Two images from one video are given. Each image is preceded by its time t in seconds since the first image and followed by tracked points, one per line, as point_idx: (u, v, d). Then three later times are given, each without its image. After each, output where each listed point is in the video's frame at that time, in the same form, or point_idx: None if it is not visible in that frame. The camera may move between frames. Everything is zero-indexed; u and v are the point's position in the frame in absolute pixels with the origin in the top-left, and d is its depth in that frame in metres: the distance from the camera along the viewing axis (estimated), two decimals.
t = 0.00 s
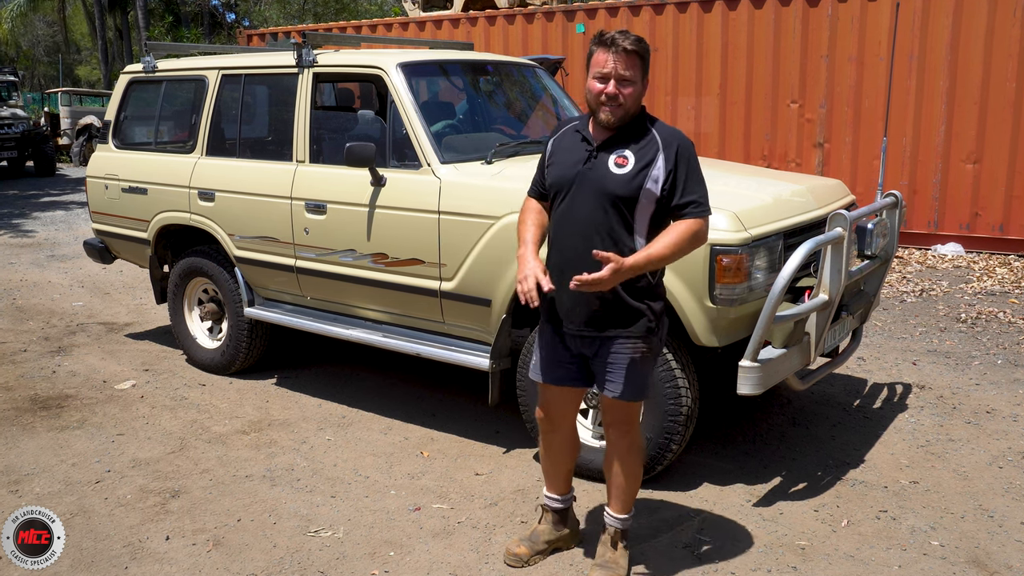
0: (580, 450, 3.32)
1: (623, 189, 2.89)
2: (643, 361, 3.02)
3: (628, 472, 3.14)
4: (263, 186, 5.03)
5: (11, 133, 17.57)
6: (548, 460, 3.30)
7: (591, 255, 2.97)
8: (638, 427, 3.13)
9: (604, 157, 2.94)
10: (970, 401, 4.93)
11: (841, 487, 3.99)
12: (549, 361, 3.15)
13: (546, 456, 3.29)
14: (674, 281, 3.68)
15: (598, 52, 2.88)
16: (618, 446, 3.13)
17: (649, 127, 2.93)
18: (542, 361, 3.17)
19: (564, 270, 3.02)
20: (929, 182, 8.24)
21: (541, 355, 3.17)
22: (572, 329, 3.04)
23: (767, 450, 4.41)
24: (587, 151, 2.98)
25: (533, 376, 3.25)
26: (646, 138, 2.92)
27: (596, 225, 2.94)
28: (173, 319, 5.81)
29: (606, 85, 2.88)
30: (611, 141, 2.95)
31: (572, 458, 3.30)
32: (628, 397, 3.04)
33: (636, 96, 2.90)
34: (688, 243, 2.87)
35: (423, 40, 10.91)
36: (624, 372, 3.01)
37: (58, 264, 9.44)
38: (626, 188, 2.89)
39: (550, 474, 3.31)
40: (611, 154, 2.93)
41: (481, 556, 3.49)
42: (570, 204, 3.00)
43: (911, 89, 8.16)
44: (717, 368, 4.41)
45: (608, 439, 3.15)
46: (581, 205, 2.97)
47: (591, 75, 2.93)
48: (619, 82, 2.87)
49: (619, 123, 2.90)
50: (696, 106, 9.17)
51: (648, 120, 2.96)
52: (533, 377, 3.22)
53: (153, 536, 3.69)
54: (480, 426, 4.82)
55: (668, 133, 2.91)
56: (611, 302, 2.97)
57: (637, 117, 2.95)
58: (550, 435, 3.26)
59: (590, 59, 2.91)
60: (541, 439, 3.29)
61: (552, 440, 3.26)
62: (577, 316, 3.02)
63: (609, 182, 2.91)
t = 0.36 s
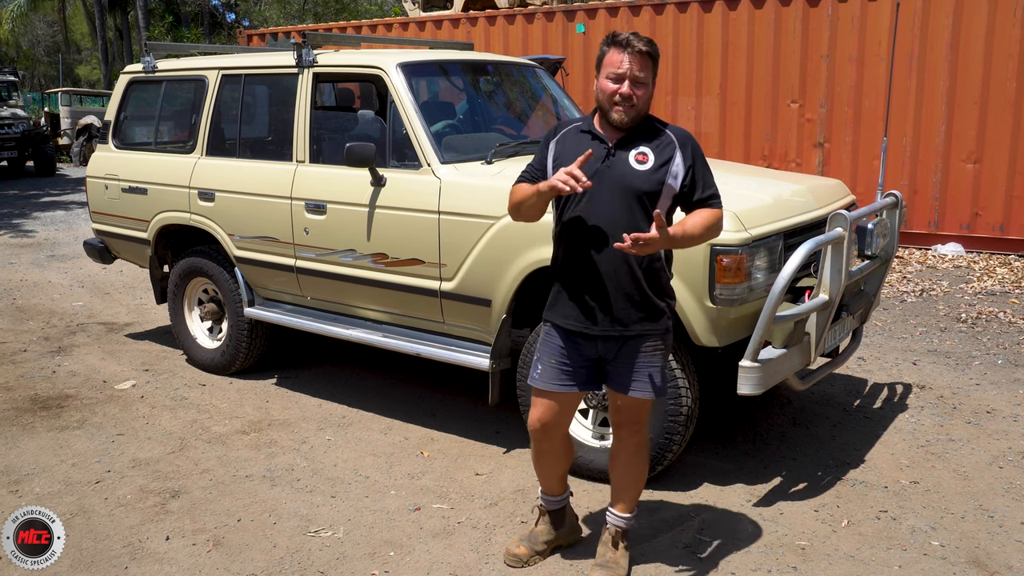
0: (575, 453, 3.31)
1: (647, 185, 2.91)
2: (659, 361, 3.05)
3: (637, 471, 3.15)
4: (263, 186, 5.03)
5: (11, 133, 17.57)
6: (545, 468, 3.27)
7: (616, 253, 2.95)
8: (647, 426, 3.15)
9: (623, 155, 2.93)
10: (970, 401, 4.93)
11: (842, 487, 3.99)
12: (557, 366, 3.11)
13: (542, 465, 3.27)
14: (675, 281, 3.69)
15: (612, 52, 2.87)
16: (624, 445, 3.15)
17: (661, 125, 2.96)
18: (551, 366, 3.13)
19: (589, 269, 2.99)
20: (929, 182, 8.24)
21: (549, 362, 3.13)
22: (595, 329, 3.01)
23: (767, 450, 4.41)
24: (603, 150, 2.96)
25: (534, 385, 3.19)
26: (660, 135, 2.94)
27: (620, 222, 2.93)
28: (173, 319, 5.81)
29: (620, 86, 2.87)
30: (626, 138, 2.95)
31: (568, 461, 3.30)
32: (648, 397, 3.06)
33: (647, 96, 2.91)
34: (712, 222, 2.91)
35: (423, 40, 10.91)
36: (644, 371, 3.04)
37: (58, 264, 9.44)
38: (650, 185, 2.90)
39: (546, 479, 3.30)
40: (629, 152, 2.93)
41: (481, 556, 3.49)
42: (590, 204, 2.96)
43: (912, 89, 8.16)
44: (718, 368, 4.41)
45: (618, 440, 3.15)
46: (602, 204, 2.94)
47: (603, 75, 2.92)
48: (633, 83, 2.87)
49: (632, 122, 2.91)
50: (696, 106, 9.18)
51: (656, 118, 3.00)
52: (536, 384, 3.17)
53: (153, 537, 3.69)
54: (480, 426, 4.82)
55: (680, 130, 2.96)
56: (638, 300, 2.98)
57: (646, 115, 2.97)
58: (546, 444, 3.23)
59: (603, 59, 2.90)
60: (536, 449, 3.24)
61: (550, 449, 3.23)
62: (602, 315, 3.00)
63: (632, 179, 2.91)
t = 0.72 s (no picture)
0: (576, 454, 3.31)
1: (651, 185, 2.91)
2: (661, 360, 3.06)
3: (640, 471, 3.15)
4: (263, 186, 5.03)
5: (11, 133, 17.57)
6: (546, 469, 3.27)
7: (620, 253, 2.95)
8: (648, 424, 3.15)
9: (626, 155, 2.93)
10: (970, 401, 4.93)
11: (842, 487, 3.99)
12: (560, 366, 3.10)
13: (543, 466, 3.26)
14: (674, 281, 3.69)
15: (617, 52, 2.88)
16: (626, 444, 3.14)
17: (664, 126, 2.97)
18: (552, 368, 3.12)
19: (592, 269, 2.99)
20: (930, 182, 8.24)
21: (552, 362, 3.12)
22: (598, 329, 3.01)
23: (767, 450, 4.41)
24: (606, 150, 2.96)
25: (536, 386, 3.17)
26: (663, 137, 2.95)
27: (624, 222, 2.93)
28: (173, 319, 5.82)
29: (625, 86, 2.88)
30: (629, 139, 2.95)
31: (569, 462, 3.29)
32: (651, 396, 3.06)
33: (652, 99, 2.92)
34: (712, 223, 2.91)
35: (423, 40, 10.91)
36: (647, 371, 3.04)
37: (58, 264, 9.44)
38: (654, 185, 2.91)
39: (547, 480, 3.30)
40: (633, 152, 2.93)
41: (481, 556, 3.49)
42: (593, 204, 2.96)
43: (912, 89, 8.16)
44: (718, 368, 4.41)
45: (619, 439, 3.15)
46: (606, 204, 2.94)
47: (607, 76, 2.92)
48: (638, 84, 2.87)
49: (636, 123, 2.92)
50: (696, 106, 9.18)
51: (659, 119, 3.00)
52: (537, 386, 3.16)
53: (153, 537, 3.69)
54: (480, 426, 4.82)
55: (682, 131, 2.98)
56: (640, 299, 2.99)
57: (649, 117, 2.98)
58: (547, 446, 3.22)
59: (608, 59, 2.90)
60: (537, 451, 3.24)
61: (551, 451, 3.23)
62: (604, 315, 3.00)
63: (635, 178, 2.91)
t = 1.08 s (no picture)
0: (576, 453, 3.31)
1: (647, 187, 2.90)
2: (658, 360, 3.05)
3: (637, 471, 3.14)
4: (263, 186, 5.03)
5: (11, 133, 17.57)
6: (545, 467, 3.28)
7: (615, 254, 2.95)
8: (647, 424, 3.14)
9: (625, 157, 2.93)
10: (971, 401, 4.93)
11: (842, 487, 3.99)
12: (559, 365, 3.12)
13: (542, 465, 3.27)
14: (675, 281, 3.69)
15: (620, 53, 2.89)
16: (623, 444, 3.14)
17: (666, 129, 2.96)
18: (551, 365, 3.14)
19: (588, 269, 2.99)
20: (930, 182, 8.24)
21: (550, 359, 3.14)
22: (592, 329, 3.02)
23: (767, 450, 4.41)
24: (605, 151, 2.97)
25: (535, 383, 3.20)
26: (663, 140, 2.94)
27: (620, 224, 2.93)
28: (173, 319, 5.82)
29: (626, 87, 2.88)
30: (630, 140, 2.95)
31: (568, 461, 3.29)
32: (647, 396, 3.06)
33: (653, 101, 2.92)
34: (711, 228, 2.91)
35: (423, 40, 10.91)
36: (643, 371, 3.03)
37: (58, 264, 9.45)
38: (651, 187, 2.90)
39: (546, 478, 3.31)
40: (633, 153, 2.93)
41: (481, 556, 3.49)
42: (590, 204, 2.97)
43: (912, 89, 8.15)
44: (718, 369, 4.41)
45: (617, 438, 3.16)
46: (602, 204, 2.95)
47: (610, 77, 2.93)
48: (639, 86, 2.87)
49: (636, 125, 2.91)
50: (696, 106, 9.18)
51: (662, 122, 2.99)
52: (536, 384, 3.18)
53: (153, 537, 3.69)
54: (480, 426, 4.82)
55: (684, 134, 2.96)
56: (635, 300, 2.98)
57: (652, 119, 2.97)
58: (545, 444, 3.23)
59: (611, 60, 2.91)
60: (536, 449, 3.25)
61: (550, 449, 3.24)
62: (599, 315, 3.00)
63: (632, 181, 2.91)
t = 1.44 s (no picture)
0: (580, 453, 3.30)
1: (635, 191, 2.89)
2: (654, 361, 3.03)
3: (634, 471, 3.13)
4: (263, 186, 5.03)
5: (11, 133, 17.57)
6: (547, 467, 3.28)
7: (603, 256, 2.97)
8: (645, 425, 3.12)
9: (615, 159, 2.93)
10: (972, 401, 4.93)
11: (842, 487, 3.99)
12: (556, 363, 3.13)
13: (545, 464, 3.27)
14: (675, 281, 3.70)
15: (615, 56, 2.89)
16: (623, 444, 3.14)
17: (661, 131, 2.92)
18: (549, 363, 3.16)
19: (578, 270, 3.02)
20: (930, 182, 8.24)
21: (548, 357, 3.16)
22: (583, 329, 3.04)
23: (768, 450, 4.41)
24: (598, 153, 2.97)
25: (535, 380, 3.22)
26: (657, 142, 2.91)
27: (607, 226, 2.94)
28: (173, 319, 5.82)
29: (619, 90, 2.88)
30: (623, 143, 2.94)
31: (572, 461, 3.28)
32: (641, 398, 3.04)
33: (648, 103, 2.91)
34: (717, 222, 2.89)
35: (423, 40, 10.91)
36: (636, 372, 3.02)
37: (58, 264, 9.45)
38: (638, 191, 2.88)
39: (552, 479, 3.30)
40: (623, 156, 2.92)
41: (482, 556, 3.48)
42: (580, 206, 2.99)
43: (912, 89, 8.15)
44: (718, 369, 4.41)
45: (617, 438, 3.15)
46: (591, 207, 2.96)
47: (606, 79, 2.93)
48: (633, 88, 2.87)
49: (630, 128, 2.90)
50: (696, 106, 9.18)
51: (659, 124, 2.96)
52: (536, 381, 3.20)
53: (153, 536, 3.69)
54: (480, 426, 4.82)
55: (680, 136, 2.91)
56: (625, 303, 2.98)
57: (648, 121, 2.95)
58: (547, 441, 3.23)
59: (607, 61, 2.92)
60: (539, 447, 3.25)
61: (552, 447, 3.23)
62: (588, 316, 3.02)
63: (620, 184, 2.91)
